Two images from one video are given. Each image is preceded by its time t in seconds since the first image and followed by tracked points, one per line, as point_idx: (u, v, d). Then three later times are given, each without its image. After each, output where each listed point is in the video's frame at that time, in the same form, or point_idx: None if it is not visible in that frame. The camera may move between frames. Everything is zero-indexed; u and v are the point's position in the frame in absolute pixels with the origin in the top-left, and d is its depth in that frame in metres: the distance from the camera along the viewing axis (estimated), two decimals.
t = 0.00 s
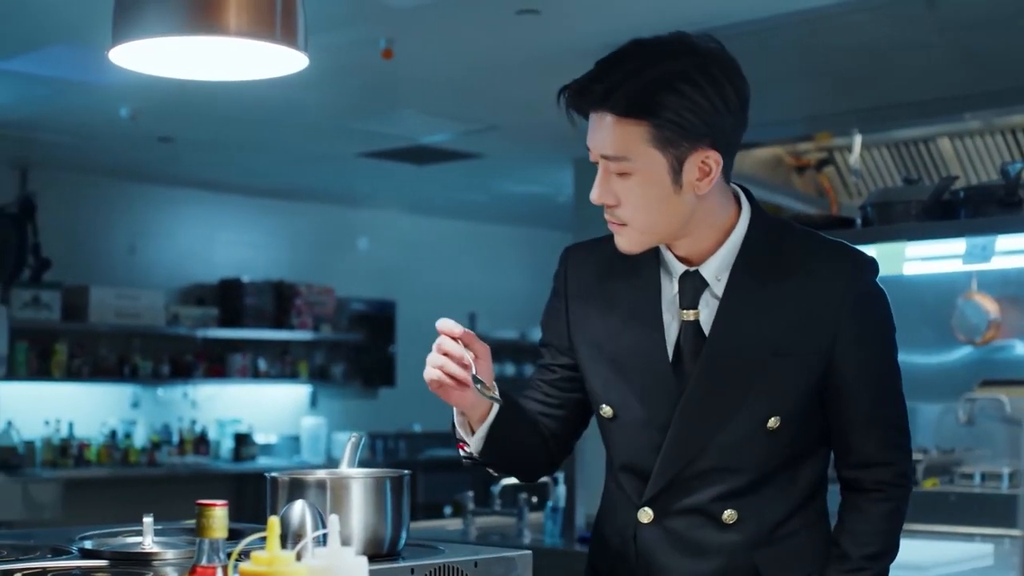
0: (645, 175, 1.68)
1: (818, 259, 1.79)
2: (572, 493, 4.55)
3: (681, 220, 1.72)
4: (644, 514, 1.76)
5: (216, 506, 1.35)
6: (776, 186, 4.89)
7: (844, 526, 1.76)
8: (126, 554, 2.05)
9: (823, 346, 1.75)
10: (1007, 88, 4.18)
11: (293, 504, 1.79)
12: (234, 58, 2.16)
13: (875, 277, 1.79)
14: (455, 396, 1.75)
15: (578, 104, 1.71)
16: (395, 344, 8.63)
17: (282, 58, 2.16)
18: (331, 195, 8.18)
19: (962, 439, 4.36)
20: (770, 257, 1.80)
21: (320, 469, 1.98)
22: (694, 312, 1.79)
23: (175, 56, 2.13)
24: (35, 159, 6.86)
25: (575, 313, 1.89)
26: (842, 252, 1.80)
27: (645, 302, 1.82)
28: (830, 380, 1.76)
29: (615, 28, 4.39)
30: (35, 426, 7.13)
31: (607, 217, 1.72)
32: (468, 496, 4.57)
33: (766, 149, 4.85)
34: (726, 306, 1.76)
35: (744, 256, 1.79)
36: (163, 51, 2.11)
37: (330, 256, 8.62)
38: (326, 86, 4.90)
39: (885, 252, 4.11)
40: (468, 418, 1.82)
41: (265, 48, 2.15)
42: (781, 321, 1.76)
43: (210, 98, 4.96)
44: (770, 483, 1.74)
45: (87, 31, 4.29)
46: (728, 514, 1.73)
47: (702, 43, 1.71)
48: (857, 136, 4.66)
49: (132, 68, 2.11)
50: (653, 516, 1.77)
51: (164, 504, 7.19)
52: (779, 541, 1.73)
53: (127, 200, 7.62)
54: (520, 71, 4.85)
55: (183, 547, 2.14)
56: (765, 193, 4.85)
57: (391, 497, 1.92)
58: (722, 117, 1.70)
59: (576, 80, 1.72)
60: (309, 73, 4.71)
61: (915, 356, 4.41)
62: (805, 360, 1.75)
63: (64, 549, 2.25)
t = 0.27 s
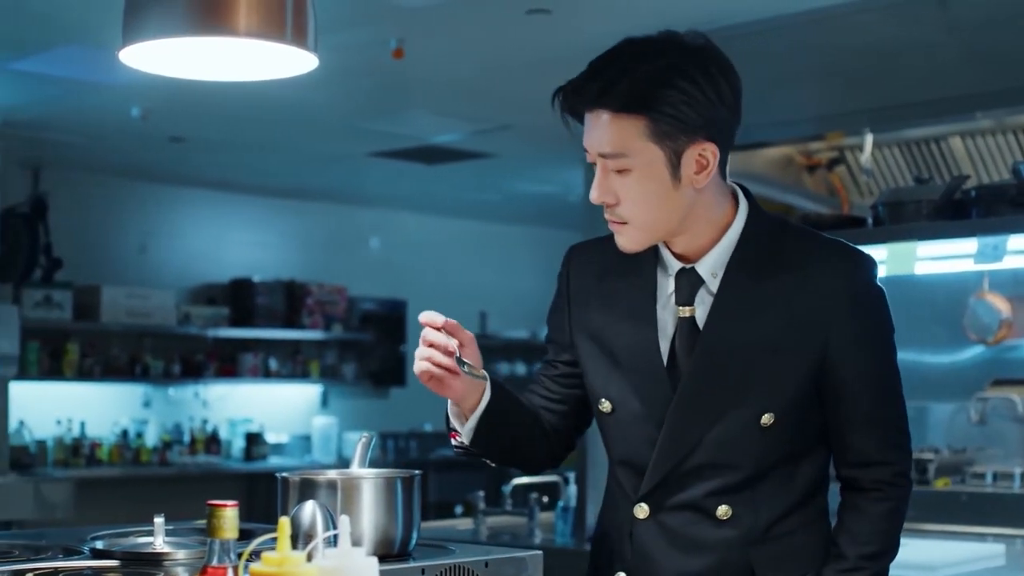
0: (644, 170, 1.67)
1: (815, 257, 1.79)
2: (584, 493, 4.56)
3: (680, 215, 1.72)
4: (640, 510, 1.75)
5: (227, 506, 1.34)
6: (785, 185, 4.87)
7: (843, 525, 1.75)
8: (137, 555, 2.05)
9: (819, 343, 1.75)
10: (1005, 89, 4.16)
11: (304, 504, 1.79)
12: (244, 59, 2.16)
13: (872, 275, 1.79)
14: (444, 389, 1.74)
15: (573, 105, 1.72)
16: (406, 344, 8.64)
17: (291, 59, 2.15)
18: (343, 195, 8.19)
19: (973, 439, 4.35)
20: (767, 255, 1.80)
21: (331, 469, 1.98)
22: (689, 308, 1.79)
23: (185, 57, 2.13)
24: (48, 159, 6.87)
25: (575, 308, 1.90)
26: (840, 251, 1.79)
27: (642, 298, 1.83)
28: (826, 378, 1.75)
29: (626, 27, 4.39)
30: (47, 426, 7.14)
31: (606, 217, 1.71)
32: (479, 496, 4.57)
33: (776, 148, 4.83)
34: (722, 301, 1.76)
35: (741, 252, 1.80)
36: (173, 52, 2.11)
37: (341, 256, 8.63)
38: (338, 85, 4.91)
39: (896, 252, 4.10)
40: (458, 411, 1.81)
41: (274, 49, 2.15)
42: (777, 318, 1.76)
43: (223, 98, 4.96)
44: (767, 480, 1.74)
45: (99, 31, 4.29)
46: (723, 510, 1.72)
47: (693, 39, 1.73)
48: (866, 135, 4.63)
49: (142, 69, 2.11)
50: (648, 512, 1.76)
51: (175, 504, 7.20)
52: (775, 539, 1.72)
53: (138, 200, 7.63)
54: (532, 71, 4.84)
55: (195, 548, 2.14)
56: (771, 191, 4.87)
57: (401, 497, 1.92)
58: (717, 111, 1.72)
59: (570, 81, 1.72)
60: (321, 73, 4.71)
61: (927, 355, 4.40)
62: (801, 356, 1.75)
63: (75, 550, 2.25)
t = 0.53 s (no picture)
0: (644, 163, 1.68)
1: (812, 255, 1.80)
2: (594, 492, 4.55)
3: (683, 208, 1.72)
4: (638, 505, 1.76)
5: (237, 506, 1.34)
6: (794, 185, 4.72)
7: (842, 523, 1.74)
8: (148, 554, 2.05)
9: (816, 339, 1.75)
10: (1010, 89, 4.18)
11: (314, 503, 1.79)
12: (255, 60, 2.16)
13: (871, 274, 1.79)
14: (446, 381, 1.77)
15: (574, 103, 1.74)
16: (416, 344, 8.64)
17: (301, 59, 2.15)
18: (354, 195, 8.20)
19: (984, 438, 4.34)
20: (765, 253, 1.81)
21: (341, 469, 1.98)
22: (687, 304, 1.80)
23: (195, 57, 2.13)
24: (59, 159, 6.90)
25: (578, 306, 1.91)
26: (838, 249, 1.79)
27: (642, 296, 1.83)
28: (823, 375, 1.75)
29: (637, 26, 4.39)
30: (58, 425, 7.16)
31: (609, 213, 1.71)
32: (490, 495, 4.57)
33: (788, 147, 4.72)
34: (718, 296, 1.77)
35: (739, 250, 1.80)
36: (184, 52, 2.11)
37: (351, 256, 8.63)
38: (348, 85, 4.91)
39: (906, 252, 4.07)
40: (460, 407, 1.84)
41: (285, 49, 2.15)
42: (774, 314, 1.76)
43: (233, 97, 4.97)
44: (764, 477, 1.73)
45: (110, 31, 4.30)
46: (720, 505, 1.72)
47: (689, 34, 1.73)
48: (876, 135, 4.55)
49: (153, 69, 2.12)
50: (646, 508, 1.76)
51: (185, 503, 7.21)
52: (772, 536, 1.72)
53: (148, 200, 7.64)
54: (543, 70, 4.84)
55: (205, 547, 2.14)
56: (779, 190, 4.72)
57: (411, 497, 1.92)
58: (716, 102, 1.72)
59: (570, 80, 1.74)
60: (331, 72, 4.71)
61: (938, 353, 4.39)
62: (797, 353, 1.74)
63: (86, 549, 2.25)
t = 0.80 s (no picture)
0: (644, 159, 1.69)
1: (812, 251, 1.79)
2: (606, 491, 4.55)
3: (683, 204, 1.73)
4: (635, 501, 1.77)
5: (247, 505, 1.34)
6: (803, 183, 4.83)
7: (840, 521, 1.74)
8: (159, 553, 2.05)
9: (813, 335, 1.74)
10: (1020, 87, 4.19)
11: (325, 502, 1.79)
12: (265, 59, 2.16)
13: (870, 270, 1.78)
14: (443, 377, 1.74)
15: (573, 103, 1.75)
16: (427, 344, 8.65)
17: (312, 58, 2.15)
18: (366, 194, 8.21)
19: (995, 438, 4.39)
20: (765, 249, 1.81)
21: (352, 468, 1.97)
22: (684, 300, 1.80)
23: (206, 57, 2.13)
24: (71, 159, 6.91)
25: (582, 304, 1.92)
26: (838, 246, 1.79)
27: (642, 292, 1.84)
28: (820, 371, 1.74)
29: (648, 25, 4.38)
30: (69, 425, 7.18)
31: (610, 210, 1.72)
32: (501, 494, 4.57)
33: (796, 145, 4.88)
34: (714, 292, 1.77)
35: (737, 245, 1.80)
36: (195, 52, 2.11)
37: (362, 255, 8.64)
38: (359, 85, 4.92)
39: (918, 251, 4.03)
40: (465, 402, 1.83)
41: (295, 48, 2.15)
42: (771, 310, 1.76)
43: (246, 97, 4.98)
44: (761, 473, 1.73)
45: (122, 30, 4.31)
46: (716, 501, 1.73)
47: (685, 33, 1.75)
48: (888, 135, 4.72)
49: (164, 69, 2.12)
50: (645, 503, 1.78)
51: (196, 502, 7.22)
52: (768, 533, 1.72)
53: (159, 200, 7.65)
54: (554, 70, 4.84)
55: (216, 545, 2.14)
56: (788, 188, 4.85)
57: (422, 496, 1.92)
58: (714, 99, 1.73)
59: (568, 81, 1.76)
60: (342, 72, 4.72)
61: (950, 353, 4.35)
62: (793, 348, 1.75)
63: (97, 547, 2.25)
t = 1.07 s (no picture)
0: (645, 155, 1.69)
1: (809, 250, 1.79)
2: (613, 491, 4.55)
3: (684, 200, 1.73)
4: (631, 496, 1.78)
5: (255, 505, 1.35)
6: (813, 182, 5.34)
7: (833, 521, 1.73)
8: (167, 553, 2.05)
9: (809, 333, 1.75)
10: None
11: (333, 502, 1.79)
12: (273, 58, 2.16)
13: (869, 270, 1.78)
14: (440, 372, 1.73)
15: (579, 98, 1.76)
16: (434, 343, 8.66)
17: (320, 57, 2.15)
18: (373, 194, 8.22)
19: (1004, 438, 4.43)
20: (762, 247, 1.81)
21: (359, 468, 1.98)
22: (683, 296, 1.80)
23: (214, 56, 2.13)
24: (79, 159, 6.93)
25: (584, 301, 1.93)
26: (837, 245, 1.79)
27: (643, 289, 1.85)
28: (815, 369, 1.75)
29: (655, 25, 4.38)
30: (77, 425, 7.19)
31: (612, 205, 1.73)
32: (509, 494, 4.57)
33: (804, 146, 5.30)
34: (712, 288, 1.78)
35: (736, 242, 1.80)
36: (204, 52, 2.11)
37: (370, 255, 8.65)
38: (367, 85, 4.93)
39: (925, 251, 4.02)
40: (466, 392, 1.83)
41: (303, 47, 2.15)
42: (767, 307, 1.77)
43: (252, 97, 4.98)
44: (756, 470, 1.73)
45: (129, 31, 4.31)
46: (709, 497, 1.73)
47: (693, 31, 1.75)
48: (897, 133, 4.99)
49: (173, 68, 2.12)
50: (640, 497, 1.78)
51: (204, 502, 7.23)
52: (761, 530, 1.72)
53: (166, 200, 7.66)
54: (562, 69, 4.85)
55: (224, 545, 2.14)
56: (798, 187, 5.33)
57: (430, 496, 1.92)
58: (717, 97, 1.72)
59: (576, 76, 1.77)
60: (349, 72, 4.73)
61: (957, 353, 4.36)
62: (790, 345, 1.75)
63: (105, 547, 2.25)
